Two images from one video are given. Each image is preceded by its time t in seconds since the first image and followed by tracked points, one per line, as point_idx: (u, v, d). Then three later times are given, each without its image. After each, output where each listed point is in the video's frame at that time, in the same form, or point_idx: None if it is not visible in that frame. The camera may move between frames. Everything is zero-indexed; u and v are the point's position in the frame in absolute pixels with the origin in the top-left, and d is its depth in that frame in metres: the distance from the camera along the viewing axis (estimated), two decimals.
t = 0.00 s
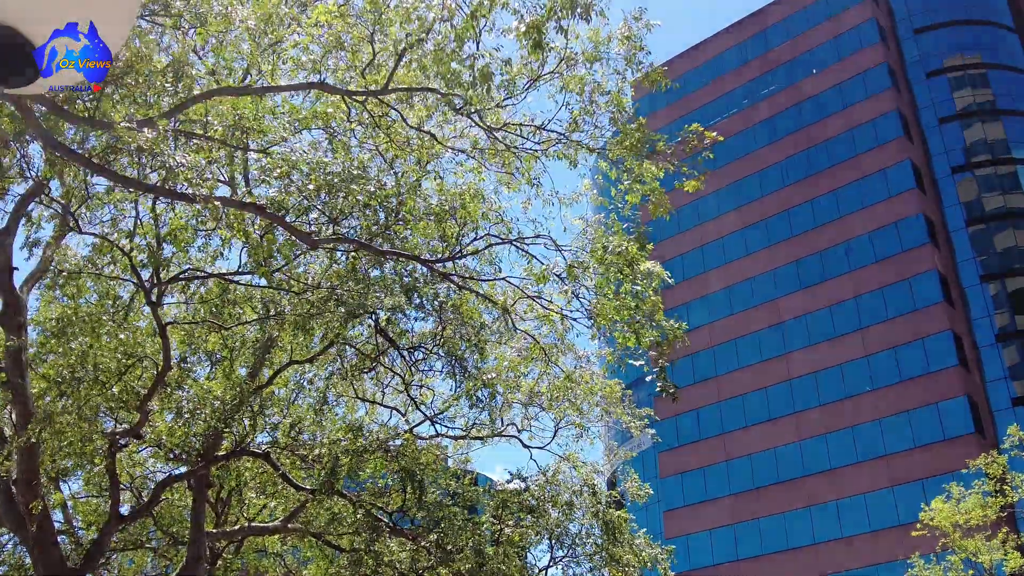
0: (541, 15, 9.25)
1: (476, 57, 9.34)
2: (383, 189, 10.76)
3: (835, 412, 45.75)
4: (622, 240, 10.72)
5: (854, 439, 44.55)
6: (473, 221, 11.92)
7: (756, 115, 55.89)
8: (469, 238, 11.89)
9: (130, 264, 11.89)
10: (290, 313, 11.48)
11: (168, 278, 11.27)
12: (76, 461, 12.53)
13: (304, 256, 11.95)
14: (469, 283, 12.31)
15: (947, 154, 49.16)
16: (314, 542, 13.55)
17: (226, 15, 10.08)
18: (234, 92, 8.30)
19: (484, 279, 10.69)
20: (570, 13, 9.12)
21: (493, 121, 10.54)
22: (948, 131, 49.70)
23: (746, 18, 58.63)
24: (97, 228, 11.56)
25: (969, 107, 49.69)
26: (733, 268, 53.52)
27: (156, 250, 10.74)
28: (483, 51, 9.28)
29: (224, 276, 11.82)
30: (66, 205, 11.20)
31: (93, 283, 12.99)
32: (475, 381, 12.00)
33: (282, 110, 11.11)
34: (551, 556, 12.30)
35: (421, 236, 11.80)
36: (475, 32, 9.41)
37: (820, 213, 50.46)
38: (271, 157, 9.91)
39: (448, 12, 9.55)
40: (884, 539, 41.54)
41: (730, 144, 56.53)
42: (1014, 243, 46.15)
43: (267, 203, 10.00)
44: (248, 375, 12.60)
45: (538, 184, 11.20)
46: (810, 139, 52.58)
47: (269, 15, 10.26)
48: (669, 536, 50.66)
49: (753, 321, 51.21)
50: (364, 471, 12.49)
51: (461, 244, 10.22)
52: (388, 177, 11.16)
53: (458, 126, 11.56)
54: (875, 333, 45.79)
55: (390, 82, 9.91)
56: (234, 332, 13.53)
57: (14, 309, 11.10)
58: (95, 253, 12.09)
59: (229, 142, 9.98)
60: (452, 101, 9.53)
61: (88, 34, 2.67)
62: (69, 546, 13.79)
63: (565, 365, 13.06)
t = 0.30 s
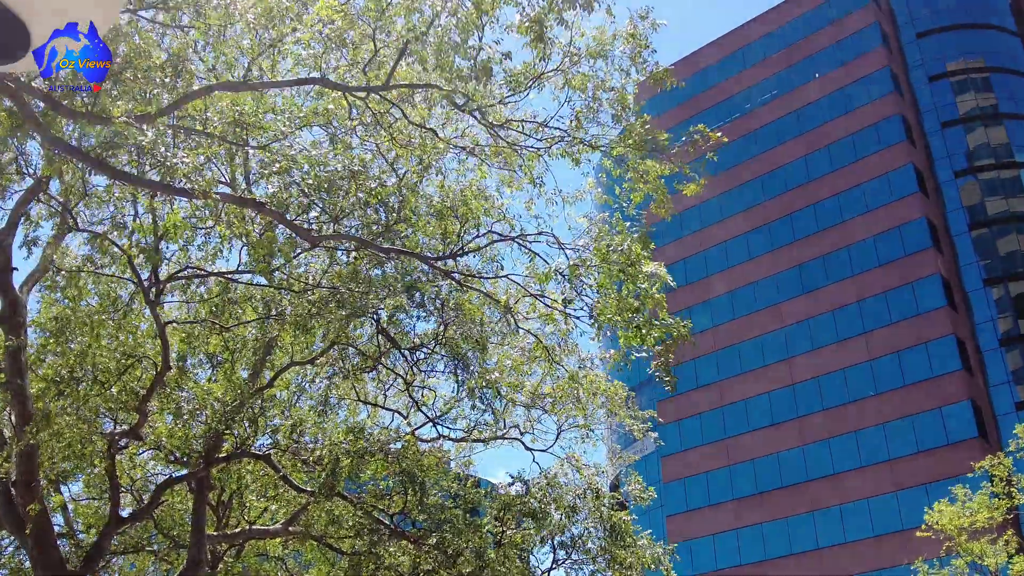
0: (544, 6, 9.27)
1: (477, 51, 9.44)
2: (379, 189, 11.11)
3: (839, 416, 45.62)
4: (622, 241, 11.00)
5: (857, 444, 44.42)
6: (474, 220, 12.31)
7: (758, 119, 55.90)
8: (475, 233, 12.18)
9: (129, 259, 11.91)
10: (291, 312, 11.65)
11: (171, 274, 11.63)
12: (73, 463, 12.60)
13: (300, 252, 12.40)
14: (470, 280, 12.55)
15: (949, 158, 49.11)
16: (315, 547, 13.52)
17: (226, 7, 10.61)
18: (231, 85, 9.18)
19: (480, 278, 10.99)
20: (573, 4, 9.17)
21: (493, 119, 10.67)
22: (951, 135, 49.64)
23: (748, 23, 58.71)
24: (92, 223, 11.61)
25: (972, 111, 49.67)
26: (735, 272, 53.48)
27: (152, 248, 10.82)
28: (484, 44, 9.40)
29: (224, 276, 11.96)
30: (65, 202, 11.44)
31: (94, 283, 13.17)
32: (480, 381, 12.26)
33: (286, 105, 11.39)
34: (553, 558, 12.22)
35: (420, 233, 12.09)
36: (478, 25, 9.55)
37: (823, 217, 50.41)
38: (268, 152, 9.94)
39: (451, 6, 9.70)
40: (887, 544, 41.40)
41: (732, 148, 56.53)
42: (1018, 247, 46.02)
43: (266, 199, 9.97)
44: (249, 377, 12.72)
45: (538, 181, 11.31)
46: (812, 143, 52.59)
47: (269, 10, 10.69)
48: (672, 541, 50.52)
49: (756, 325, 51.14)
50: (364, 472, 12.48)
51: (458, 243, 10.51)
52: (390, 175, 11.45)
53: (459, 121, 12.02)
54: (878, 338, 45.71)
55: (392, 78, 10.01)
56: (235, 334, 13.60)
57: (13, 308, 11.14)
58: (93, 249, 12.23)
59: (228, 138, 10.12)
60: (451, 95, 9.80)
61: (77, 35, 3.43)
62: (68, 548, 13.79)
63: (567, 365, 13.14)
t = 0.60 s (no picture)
0: None
1: (478, 42, 9.49)
2: (383, 179, 11.59)
3: (839, 417, 45.56)
4: (624, 233, 11.20)
5: (857, 444, 44.36)
6: (476, 213, 12.52)
7: (758, 119, 55.87)
8: (477, 225, 12.48)
9: (126, 251, 11.88)
10: (289, 309, 11.94)
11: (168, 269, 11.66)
12: (72, 460, 12.72)
13: (300, 248, 12.45)
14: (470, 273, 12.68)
15: (950, 158, 49.06)
16: (316, 546, 13.54)
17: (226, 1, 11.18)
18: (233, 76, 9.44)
19: (480, 274, 11.06)
20: None
21: (494, 113, 10.91)
22: (951, 135, 49.58)
23: (749, 23, 58.72)
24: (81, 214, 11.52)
25: (973, 111, 49.60)
26: (735, 272, 53.44)
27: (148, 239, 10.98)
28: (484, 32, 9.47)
29: (222, 270, 12.07)
30: (62, 196, 11.58)
31: (93, 282, 13.44)
32: (483, 375, 12.55)
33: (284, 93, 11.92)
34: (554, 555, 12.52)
35: (422, 228, 12.40)
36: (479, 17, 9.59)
37: (823, 217, 50.37)
38: (270, 145, 9.98)
39: None
40: (888, 544, 41.32)
41: (732, 148, 56.54)
42: (1019, 247, 45.93)
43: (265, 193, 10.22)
44: (249, 374, 12.75)
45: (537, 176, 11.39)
46: (813, 143, 52.56)
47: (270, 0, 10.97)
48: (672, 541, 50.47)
49: (756, 325, 51.10)
50: (364, 470, 12.54)
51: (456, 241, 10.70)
52: (389, 170, 11.56)
53: (459, 115, 12.19)
54: (879, 338, 45.64)
55: (392, 72, 10.07)
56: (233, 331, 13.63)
57: (10, 305, 11.34)
58: (91, 244, 12.33)
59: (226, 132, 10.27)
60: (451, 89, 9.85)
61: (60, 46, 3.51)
62: (66, 546, 13.81)
63: (569, 362, 13.24)
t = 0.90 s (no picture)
0: None
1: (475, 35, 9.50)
2: (379, 174, 11.33)
3: (836, 417, 45.57)
4: (626, 228, 11.26)
5: (854, 444, 44.37)
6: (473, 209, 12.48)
7: (756, 119, 55.92)
8: (474, 221, 12.48)
9: (122, 246, 11.85)
10: (286, 306, 11.82)
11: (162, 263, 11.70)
12: (65, 455, 12.79)
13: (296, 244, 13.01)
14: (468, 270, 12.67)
15: (947, 158, 49.09)
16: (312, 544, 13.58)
17: None
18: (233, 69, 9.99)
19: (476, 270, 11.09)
20: None
21: (491, 109, 11.05)
22: (949, 135, 49.60)
23: (746, 23, 58.77)
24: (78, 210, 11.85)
25: (970, 111, 49.63)
26: (732, 272, 53.46)
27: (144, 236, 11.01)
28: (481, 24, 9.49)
29: (217, 266, 12.08)
30: (56, 190, 11.54)
31: (88, 278, 13.46)
32: (477, 373, 12.65)
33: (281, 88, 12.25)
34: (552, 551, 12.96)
35: (419, 224, 12.36)
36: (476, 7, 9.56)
37: (821, 217, 50.40)
38: (265, 138, 9.96)
39: None
40: (884, 544, 41.34)
41: (729, 148, 56.58)
42: (1016, 248, 45.93)
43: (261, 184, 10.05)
44: (245, 370, 12.73)
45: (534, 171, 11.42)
46: (810, 144, 52.57)
47: None
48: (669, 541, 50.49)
49: (753, 325, 51.11)
50: (360, 467, 12.52)
51: (453, 238, 11.03)
52: (386, 165, 11.53)
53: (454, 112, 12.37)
54: (876, 338, 45.63)
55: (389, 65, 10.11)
56: (228, 328, 13.64)
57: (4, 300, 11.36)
58: (86, 239, 12.36)
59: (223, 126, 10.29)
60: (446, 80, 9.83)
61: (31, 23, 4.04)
62: (59, 545, 13.79)
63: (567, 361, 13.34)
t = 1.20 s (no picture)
0: None
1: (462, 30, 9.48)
2: (364, 172, 11.33)
3: (820, 420, 45.74)
4: (610, 226, 11.29)
5: (838, 447, 44.56)
6: (459, 205, 12.62)
7: (743, 123, 56.14)
8: (460, 221, 12.60)
9: (106, 245, 11.91)
10: (271, 304, 11.89)
11: (145, 261, 11.74)
12: (46, 453, 12.83)
13: (280, 243, 13.00)
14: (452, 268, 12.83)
15: (933, 163, 49.38)
16: (295, 544, 13.55)
17: None
18: (214, 65, 10.17)
19: (462, 270, 11.11)
20: None
21: (476, 107, 11.14)
22: (934, 140, 49.91)
23: (734, 27, 59.05)
24: (65, 209, 11.91)
25: (956, 117, 49.97)
26: (719, 275, 53.62)
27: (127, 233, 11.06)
28: (469, 20, 9.46)
29: (200, 263, 11.99)
30: (38, 186, 11.44)
31: (72, 276, 13.41)
32: (461, 373, 12.57)
33: (267, 89, 12.61)
34: (537, 552, 13.03)
35: (406, 223, 12.39)
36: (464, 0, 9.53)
37: (807, 221, 50.62)
38: (250, 134, 9.93)
39: None
40: (868, 547, 41.50)
41: (716, 151, 56.77)
42: (1000, 253, 46.23)
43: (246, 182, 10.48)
44: (229, 370, 12.72)
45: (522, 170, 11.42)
46: (796, 148, 52.82)
47: None
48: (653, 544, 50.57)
49: (739, 328, 51.25)
50: (345, 467, 12.48)
51: (441, 238, 11.09)
52: (372, 162, 11.49)
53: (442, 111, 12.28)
54: (861, 342, 45.84)
55: (376, 63, 10.24)
56: (212, 327, 13.73)
57: None
58: (70, 236, 12.32)
59: (208, 124, 10.45)
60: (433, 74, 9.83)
61: None
62: (39, 544, 13.69)
63: (552, 361, 13.40)
